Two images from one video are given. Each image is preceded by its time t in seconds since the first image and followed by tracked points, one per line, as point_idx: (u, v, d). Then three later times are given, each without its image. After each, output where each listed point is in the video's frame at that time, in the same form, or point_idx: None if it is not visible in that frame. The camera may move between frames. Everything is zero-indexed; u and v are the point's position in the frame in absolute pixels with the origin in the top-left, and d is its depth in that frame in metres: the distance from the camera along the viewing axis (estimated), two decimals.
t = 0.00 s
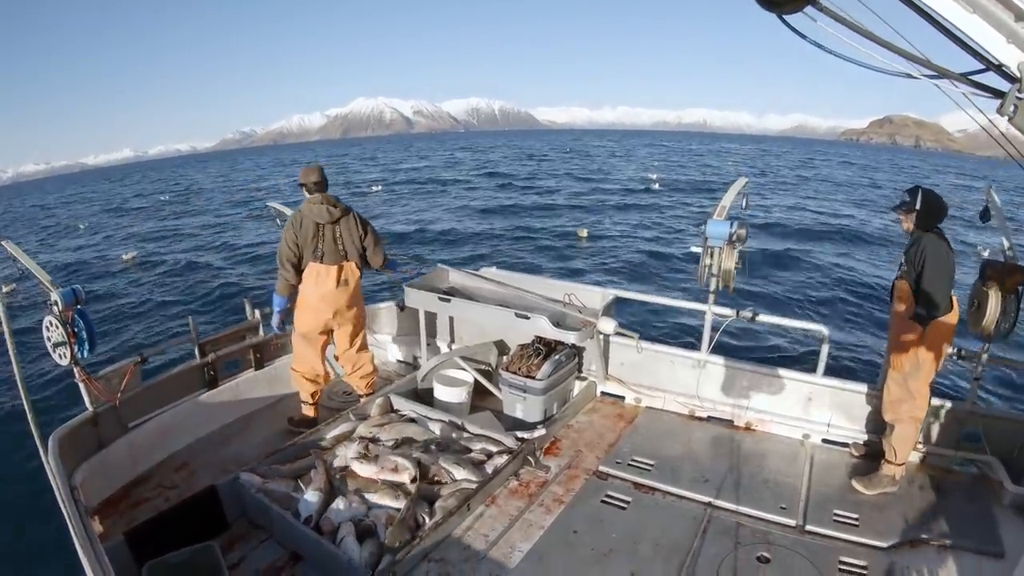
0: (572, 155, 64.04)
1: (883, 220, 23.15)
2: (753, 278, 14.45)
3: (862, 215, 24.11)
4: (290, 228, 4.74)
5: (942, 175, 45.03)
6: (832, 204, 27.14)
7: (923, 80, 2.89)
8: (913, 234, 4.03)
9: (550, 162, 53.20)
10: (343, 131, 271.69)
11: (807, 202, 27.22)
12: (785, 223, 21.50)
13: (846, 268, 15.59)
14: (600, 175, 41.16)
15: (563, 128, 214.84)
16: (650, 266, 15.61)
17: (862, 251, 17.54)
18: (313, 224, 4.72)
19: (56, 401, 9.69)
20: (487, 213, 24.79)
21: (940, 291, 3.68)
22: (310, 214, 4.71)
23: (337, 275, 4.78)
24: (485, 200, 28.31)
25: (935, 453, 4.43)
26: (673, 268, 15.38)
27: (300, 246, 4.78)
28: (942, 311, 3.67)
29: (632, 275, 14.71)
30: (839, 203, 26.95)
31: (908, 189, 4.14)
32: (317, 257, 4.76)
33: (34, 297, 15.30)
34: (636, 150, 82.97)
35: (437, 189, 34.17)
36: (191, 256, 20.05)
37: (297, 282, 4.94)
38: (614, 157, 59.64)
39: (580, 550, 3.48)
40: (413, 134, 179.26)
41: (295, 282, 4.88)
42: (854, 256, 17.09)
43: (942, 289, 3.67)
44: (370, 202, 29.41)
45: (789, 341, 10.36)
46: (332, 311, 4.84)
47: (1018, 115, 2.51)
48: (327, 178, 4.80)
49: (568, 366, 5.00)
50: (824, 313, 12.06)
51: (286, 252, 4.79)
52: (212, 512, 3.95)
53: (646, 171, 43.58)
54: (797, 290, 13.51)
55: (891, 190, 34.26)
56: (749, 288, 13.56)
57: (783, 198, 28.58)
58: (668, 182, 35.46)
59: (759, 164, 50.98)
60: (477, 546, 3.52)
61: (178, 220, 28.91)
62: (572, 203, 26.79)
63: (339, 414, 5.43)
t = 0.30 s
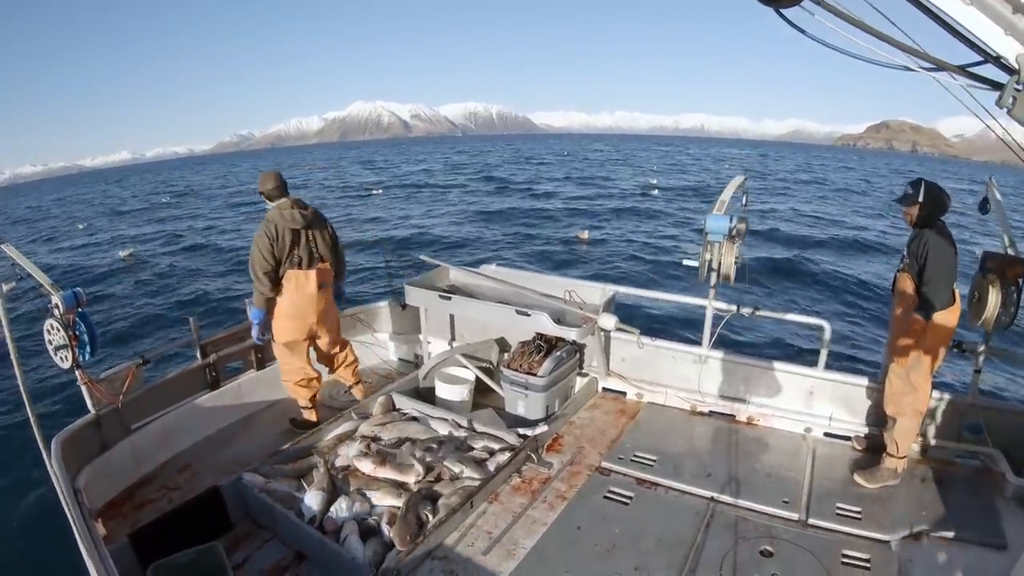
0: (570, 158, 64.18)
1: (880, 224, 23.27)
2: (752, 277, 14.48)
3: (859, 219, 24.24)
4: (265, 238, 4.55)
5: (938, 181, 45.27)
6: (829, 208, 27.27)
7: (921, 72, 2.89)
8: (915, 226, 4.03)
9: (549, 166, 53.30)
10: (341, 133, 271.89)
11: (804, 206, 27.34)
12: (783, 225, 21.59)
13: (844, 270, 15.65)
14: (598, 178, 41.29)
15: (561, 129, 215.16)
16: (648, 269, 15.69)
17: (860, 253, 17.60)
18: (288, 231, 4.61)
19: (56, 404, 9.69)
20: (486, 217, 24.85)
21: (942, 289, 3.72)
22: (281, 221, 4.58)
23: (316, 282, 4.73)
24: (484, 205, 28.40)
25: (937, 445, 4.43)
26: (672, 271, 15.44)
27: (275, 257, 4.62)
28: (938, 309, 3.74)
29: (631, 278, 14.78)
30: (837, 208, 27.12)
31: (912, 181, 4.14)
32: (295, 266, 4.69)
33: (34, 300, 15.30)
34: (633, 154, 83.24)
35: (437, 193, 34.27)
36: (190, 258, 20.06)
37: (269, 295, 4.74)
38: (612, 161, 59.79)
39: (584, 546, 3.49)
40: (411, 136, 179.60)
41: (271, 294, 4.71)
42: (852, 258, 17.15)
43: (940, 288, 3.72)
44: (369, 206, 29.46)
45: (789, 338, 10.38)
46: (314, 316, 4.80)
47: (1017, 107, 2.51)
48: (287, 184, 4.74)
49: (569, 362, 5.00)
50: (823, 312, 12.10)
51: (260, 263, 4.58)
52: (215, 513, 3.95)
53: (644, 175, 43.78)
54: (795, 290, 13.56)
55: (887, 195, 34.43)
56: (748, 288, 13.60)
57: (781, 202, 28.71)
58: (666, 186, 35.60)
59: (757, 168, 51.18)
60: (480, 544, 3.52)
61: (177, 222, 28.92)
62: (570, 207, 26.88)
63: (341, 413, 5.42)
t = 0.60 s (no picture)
0: (569, 162, 64.29)
1: (878, 229, 23.36)
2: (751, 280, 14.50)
3: (857, 225, 24.33)
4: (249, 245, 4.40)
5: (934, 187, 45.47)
6: (827, 213, 27.36)
7: (919, 71, 2.90)
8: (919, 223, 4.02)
9: (547, 170, 53.42)
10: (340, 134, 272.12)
11: (802, 211, 27.43)
12: (781, 230, 21.66)
13: (843, 274, 15.69)
14: (597, 183, 41.38)
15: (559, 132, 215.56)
16: (647, 273, 15.72)
17: (858, 258, 17.65)
18: (269, 237, 4.53)
19: (56, 407, 9.70)
20: (485, 220, 24.90)
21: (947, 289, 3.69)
22: (260, 228, 4.51)
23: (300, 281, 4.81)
24: (483, 208, 28.45)
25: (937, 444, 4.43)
26: (670, 275, 15.48)
27: (257, 265, 4.46)
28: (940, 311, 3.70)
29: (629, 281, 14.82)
30: (834, 214, 27.21)
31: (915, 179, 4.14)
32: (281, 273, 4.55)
33: (33, 302, 15.30)
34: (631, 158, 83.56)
35: (436, 196, 34.31)
36: (190, 260, 20.05)
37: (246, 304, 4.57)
38: (611, 164, 59.89)
39: (585, 546, 3.49)
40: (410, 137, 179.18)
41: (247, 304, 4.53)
42: (850, 262, 17.20)
43: (943, 287, 3.66)
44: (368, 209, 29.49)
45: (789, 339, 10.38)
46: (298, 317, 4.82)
47: (1015, 104, 2.51)
48: (258, 191, 4.65)
49: (569, 362, 5.01)
50: (822, 314, 12.12)
51: (242, 272, 4.40)
52: (216, 515, 3.96)
53: (642, 179, 43.87)
54: (794, 293, 13.58)
55: (885, 201, 34.55)
56: (747, 290, 13.60)
57: (779, 207, 28.79)
58: (665, 191, 35.70)
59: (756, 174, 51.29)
60: (482, 544, 3.53)
61: (177, 223, 28.92)
62: (569, 211, 26.94)
63: (342, 415, 5.42)
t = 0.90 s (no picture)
0: (568, 165, 64.37)
1: (877, 234, 23.42)
2: (750, 283, 14.53)
3: (856, 230, 24.37)
4: (216, 253, 4.32)
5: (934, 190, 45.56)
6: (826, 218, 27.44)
7: (917, 74, 2.90)
8: (922, 227, 4.02)
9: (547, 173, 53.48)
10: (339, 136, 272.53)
11: (801, 216, 27.50)
12: (780, 234, 21.71)
13: (842, 277, 15.72)
14: (596, 186, 41.45)
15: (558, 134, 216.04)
16: (648, 276, 15.74)
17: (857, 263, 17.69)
18: (236, 247, 4.49)
19: (54, 411, 9.69)
20: (484, 223, 24.92)
21: (946, 294, 3.68)
22: (226, 238, 4.43)
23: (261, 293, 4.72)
24: (482, 211, 28.48)
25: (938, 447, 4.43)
26: (670, 278, 15.51)
27: (224, 273, 4.37)
28: (940, 317, 3.68)
29: (628, 284, 14.85)
30: (833, 218, 27.28)
31: (919, 182, 4.14)
32: (246, 285, 4.51)
33: (32, 305, 15.28)
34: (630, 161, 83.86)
35: (436, 198, 34.31)
36: (188, 262, 20.01)
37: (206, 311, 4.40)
38: (609, 167, 59.94)
39: (585, 550, 3.48)
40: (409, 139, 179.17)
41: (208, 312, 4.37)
42: (849, 266, 17.23)
43: (946, 295, 3.67)
44: (368, 211, 29.51)
45: (788, 341, 10.40)
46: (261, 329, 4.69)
47: (1014, 106, 2.52)
48: (227, 203, 4.63)
49: (568, 367, 5.01)
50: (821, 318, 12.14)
51: (207, 277, 4.29)
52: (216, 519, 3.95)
53: (642, 183, 43.94)
54: (793, 296, 13.60)
55: (883, 206, 34.67)
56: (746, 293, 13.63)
57: (778, 211, 28.85)
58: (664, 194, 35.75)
59: (754, 178, 51.34)
60: (481, 549, 3.52)
61: (176, 225, 28.89)
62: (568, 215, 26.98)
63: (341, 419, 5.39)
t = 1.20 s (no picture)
0: (568, 168, 64.45)
1: (876, 240, 23.46)
2: (749, 288, 14.54)
3: (856, 235, 24.41)
4: (179, 257, 4.12)
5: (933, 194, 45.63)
6: (826, 223, 27.49)
7: (916, 80, 2.91)
8: (920, 233, 4.03)
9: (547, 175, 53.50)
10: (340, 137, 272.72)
11: (801, 221, 27.56)
12: (780, 239, 21.74)
13: (841, 282, 15.73)
14: (596, 188, 41.51)
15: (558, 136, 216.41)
16: (648, 281, 15.74)
17: (856, 268, 17.71)
18: (202, 254, 4.30)
19: (54, 412, 9.69)
20: (484, 226, 24.94)
21: (946, 300, 3.67)
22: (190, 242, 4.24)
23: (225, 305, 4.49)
24: (483, 214, 28.50)
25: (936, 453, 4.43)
26: (670, 283, 15.52)
27: (188, 278, 4.18)
28: (941, 323, 3.65)
29: (628, 289, 14.87)
30: (833, 223, 27.34)
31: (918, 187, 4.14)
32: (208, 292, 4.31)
33: (31, 306, 15.26)
34: (630, 164, 83.95)
35: (436, 200, 34.33)
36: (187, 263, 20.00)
37: (162, 312, 4.16)
38: (609, 170, 60.03)
39: (583, 555, 3.48)
40: (409, 140, 178.96)
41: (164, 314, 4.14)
42: (849, 271, 17.25)
43: (946, 302, 3.66)
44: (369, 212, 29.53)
45: (788, 346, 10.41)
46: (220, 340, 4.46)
47: (1013, 112, 2.53)
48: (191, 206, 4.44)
49: (566, 371, 5.01)
50: (820, 323, 12.15)
51: (170, 279, 4.08)
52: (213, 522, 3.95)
53: (642, 186, 43.96)
54: (793, 301, 13.62)
55: (882, 211, 34.74)
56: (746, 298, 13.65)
57: (779, 215, 28.90)
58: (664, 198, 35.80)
59: (755, 181, 51.39)
60: (479, 553, 3.51)
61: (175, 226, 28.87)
62: (569, 218, 27.04)
63: (339, 423, 5.37)
